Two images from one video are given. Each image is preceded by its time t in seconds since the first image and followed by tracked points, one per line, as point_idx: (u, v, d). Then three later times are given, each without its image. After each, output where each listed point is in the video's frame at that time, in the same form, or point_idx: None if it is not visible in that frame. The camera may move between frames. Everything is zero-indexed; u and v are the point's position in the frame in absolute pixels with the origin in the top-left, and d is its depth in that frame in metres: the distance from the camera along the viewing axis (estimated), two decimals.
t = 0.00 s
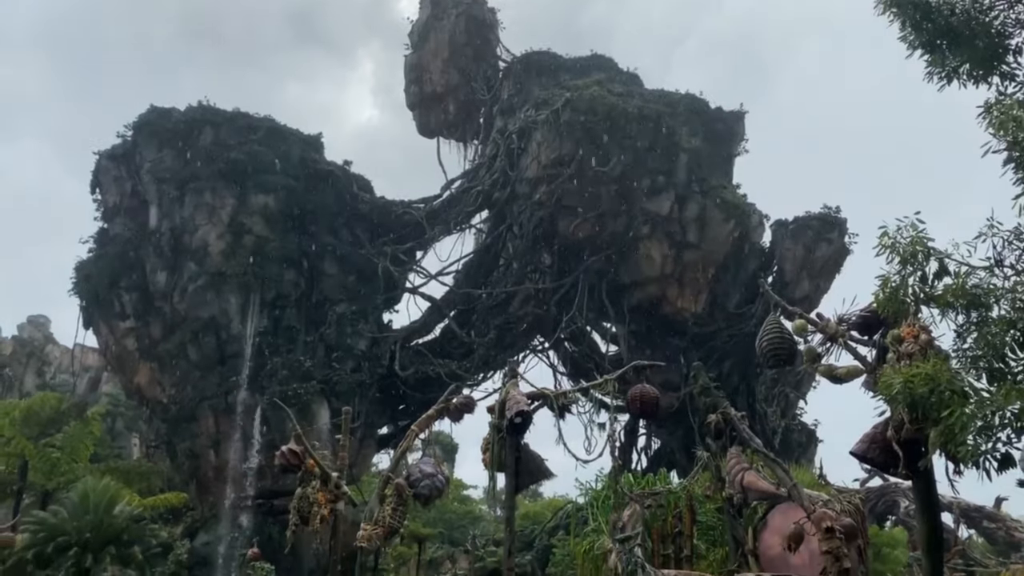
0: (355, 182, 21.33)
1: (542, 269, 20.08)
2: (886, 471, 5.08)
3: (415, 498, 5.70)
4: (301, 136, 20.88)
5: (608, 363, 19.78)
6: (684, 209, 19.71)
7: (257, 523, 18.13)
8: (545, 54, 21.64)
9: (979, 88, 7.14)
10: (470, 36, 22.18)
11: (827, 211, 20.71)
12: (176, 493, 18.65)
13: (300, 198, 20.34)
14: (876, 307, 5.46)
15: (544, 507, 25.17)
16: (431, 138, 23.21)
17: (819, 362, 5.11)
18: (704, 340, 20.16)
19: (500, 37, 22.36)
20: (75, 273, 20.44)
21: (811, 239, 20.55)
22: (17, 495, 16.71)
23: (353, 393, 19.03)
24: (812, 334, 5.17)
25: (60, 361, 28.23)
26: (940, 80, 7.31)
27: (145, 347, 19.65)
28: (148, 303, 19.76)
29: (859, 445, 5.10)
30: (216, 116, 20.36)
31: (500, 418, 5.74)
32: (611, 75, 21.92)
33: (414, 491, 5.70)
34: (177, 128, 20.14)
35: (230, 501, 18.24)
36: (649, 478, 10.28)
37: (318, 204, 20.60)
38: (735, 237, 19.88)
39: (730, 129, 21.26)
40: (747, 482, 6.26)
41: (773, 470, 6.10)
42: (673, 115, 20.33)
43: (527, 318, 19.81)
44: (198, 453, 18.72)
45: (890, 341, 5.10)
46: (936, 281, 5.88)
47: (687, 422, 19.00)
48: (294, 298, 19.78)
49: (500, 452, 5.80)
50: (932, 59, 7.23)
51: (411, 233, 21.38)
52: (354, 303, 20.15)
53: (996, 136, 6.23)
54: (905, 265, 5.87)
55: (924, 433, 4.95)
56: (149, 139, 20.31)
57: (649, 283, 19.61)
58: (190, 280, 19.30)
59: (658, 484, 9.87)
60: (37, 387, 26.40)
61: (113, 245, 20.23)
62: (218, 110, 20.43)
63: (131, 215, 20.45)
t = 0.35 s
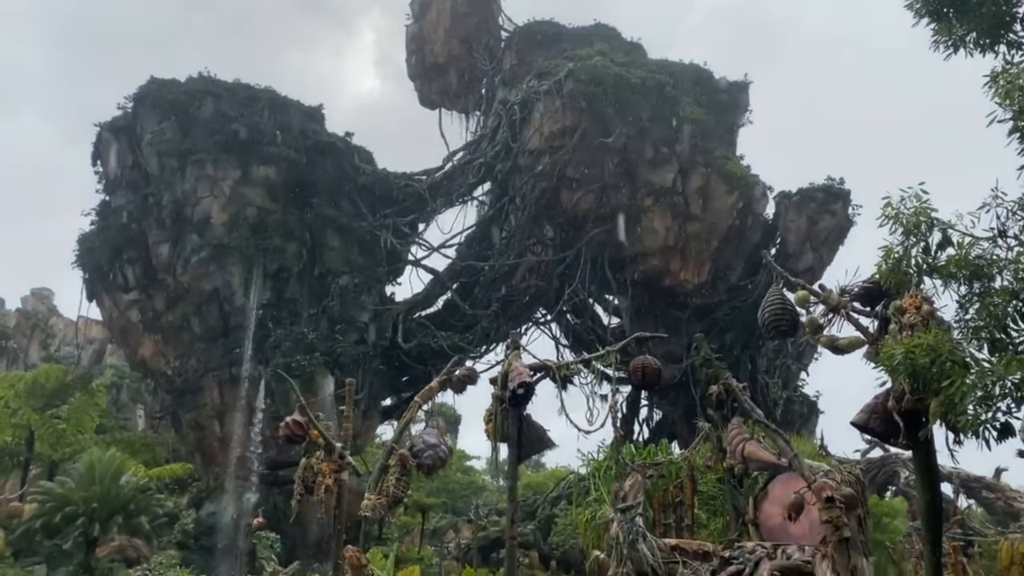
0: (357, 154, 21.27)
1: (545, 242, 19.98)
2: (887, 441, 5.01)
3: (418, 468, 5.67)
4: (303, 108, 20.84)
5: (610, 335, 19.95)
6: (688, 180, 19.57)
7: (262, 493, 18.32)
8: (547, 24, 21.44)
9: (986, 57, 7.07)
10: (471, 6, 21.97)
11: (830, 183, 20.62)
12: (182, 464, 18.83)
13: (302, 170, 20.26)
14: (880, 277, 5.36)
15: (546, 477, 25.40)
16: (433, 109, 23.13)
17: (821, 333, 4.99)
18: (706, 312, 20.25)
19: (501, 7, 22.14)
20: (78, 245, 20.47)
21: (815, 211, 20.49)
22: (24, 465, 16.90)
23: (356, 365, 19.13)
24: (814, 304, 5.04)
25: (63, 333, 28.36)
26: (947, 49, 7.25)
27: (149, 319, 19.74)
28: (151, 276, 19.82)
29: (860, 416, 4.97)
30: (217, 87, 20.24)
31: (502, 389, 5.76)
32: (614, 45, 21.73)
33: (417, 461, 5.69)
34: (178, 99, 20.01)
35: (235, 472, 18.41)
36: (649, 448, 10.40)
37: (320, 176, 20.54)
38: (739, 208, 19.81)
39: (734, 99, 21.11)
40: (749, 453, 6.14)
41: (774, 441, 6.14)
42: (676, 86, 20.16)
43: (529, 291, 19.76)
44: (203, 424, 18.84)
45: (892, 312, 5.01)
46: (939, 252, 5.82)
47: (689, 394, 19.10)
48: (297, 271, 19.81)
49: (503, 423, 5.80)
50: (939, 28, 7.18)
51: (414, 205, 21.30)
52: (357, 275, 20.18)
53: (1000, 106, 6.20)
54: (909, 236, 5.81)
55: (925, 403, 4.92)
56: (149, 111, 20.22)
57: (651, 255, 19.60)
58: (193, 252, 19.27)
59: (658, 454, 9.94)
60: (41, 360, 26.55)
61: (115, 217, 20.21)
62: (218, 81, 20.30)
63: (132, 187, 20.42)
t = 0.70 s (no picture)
0: (359, 126, 21.18)
1: (548, 214, 20.21)
2: (891, 415, 4.21)
3: (422, 440, 5.68)
4: (304, 79, 20.63)
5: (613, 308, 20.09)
6: (691, 152, 19.47)
7: (268, 464, 18.48)
8: None
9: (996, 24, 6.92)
10: None
11: (835, 154, 20.46)
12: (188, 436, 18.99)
13: (304, 142, 20.14)
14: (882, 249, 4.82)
15: (549, 448, 25.60)
16: (436, 79, 23.15)
17: (824, 305, 4.66)
18: (709, 285, 20.45)
19: None
20: (81, 218, 20.49)
21: (819, 183, 20.37)
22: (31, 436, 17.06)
23: (360, 338, 19.19)
24: (818, 277, 4.74)
25: (68, 306, 28.52)
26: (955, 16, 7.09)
27: (153, 292, 19.79)
28: (154, 249, 19.86)
29: (861, 387, 4.26)
30: (218, 58, 20.05)
31: (506, 361, 5.79)
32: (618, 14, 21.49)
33: (421, 433, 5.70)
34: (180, 71, 19.84)
35: (240, 444, 18.56)
36: (652, 419, 10.46)
37: (321, 148, 20.37)
38: (743, 180, 19.67)
39: (739, 70, 20.90)
40: (750, 424, 6.02)
41: (774, 412, 6.10)
42: (681, 56, 19.95)
43: (532, 265, 19.84)
44: (208, 396, 18.94)
45: (895, 283, 4.32)
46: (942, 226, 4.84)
47: (691, 366, 19.17)
48: (300, 243, 19.84)
49: (506, 394, 5.81)
50: None
51: (416, 177, 21.42)
52: (360, 248, 20.18)
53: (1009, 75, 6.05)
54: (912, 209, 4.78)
55: (930, 375, 4.15)
56: (150, 83, 20.08)
57: (655, 228, 19.55)
58: (195, 225, 19.19)
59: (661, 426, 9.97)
60: (47, 332, 26.72)
61: (117, 190, 20.18)
62: (219, 52, 20.11)
63: (134, 160, 20.36)
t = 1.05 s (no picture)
0: (361, 96, 21.05)
1: (552, 185, 20.06)
2: (896, 384, 4.23)
3: (427, 409, 5.69)
4: (305, 49, 20.43)
5: (617, 279, 20.07)
6: (697, 122, 19.08)
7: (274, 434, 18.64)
8: None
9: None
10: None
11: (841, 123, 20.26)
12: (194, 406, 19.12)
13: (306, 112, 20.01)
14: (890, 216, 4.74)
15: (552, 418, 25.78)
16: (439, 49, 23.00)
17: (828, 275, 4.60)
18: (714, 256, 20.42)
19: None
20: (85, 189, 20.46)
21: (825, 152, 20.22)
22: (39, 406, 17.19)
23: (364, 309, 19.27)
24: (822, 246, 4.67)
25: (73, 278, 28.64)
26: None
27: (158, 264, 19.84)
28: (159, 220, 19.89)
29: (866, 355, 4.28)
30: (219, 27, 19.86)
31: (510, 332, 5.81)
32: None
33: (426, 402, 5.71)
34: (181, 41, 19.64)
35: (246, 414, 18.70)
36: (655, 389, 10.46)
37: (324, 119, 20.24)
38: (749, 149, 19.48)
39: (745, 38, 20.67)
40: (754, 393, 6.02)
41: (778, 381, 6.10)
42: (686, 25, 19.72)
43: (536, 236, 19.88)
44: (214, 366, 19.02)
45: (899, 254, 4.29)
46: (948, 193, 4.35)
47: (695, 337, 19.20)
48: (303, 214, 19.81)
49: (510, 364, 5.86)
50: None
51: (420, 148, 21.20)
52: (364, 219, 20.15)
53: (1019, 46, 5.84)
54: (918, 178, 4.28)
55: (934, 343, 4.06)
56: (151, 53, 19.92)
57: (659, 198, 19.48)
58: (198, 196, 19.15)
59: (664, 396, 10.00)
60: (53, 304, 26.86)
61: (121, 162, 20.11)
62: (220, 22, 19.91)
63: (137, 131, 20.27)
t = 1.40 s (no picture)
0: (365, 73, 20.94)
1: (556, 162, 20.03)
2: (902, 361, 4.30)
3: (432, 387, 5.70)
4: (308, 25, 20.21)
5: (621, 257, 20.09)
6: (703, 98, 19.06)
7: (280, 411, 18.74)
8: None
9: None
10: None
11: (847, 99, 20.13)
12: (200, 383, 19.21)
13: (309, 89, 19.89)
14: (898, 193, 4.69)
15: (556, 396, 25.91)
16: (442, 25, 22.84)
17: (833, 253, 4.60)
18: (719, 233, 20.33)
19: None
20: (89, 167, 20.42)
21: (830, 129, 20.12)
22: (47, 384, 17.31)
23: (369, 287, 19.31)
24: (828, 224, 4.66)
25: (79, 256, 28.71)
26: None
27: (163, 242, 19.86)
28: (163, 198, 19.89)
29: (873, 333, 4.36)
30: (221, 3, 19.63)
31: (514, 310, 5.83)
32: None
33: (430, 380, 5.74)
34: (183, 17, 19.42)
35: (252, 392, 18.79)
36: (659, 368, 10.45)
37: (328, 95, 20.25)
38: (755, 126, 19.30)
39: (752, 13, 20.46)
40: (757, 370, 6.06)
41: (781, 358, 6.15)
42: None
43: (540, 213, 19.86)
44: (219, 344, 19.06)
45: (905, 232, 4.28)
46: (955, 170, 4.29)
47: (699, 314, 19.23)
48: (307, 192, 19.72)
49: (515, 342, 5.87)
50: None
51: (423, 125, 21.24)
52: (368, 197, 20.11)
53: None
54: (924, 155, 4.23)
55: (939, 321, 4.00)
56: (153, 30, 19.77)
57: (664, 175, 19.40)
58: (202, 174, 19.12)
59: (668, 373, 10.04)
60: (59, 282, 26.95)
61: (125, 140, 20.05)
62: None
63: (140, 108, 20.18)
